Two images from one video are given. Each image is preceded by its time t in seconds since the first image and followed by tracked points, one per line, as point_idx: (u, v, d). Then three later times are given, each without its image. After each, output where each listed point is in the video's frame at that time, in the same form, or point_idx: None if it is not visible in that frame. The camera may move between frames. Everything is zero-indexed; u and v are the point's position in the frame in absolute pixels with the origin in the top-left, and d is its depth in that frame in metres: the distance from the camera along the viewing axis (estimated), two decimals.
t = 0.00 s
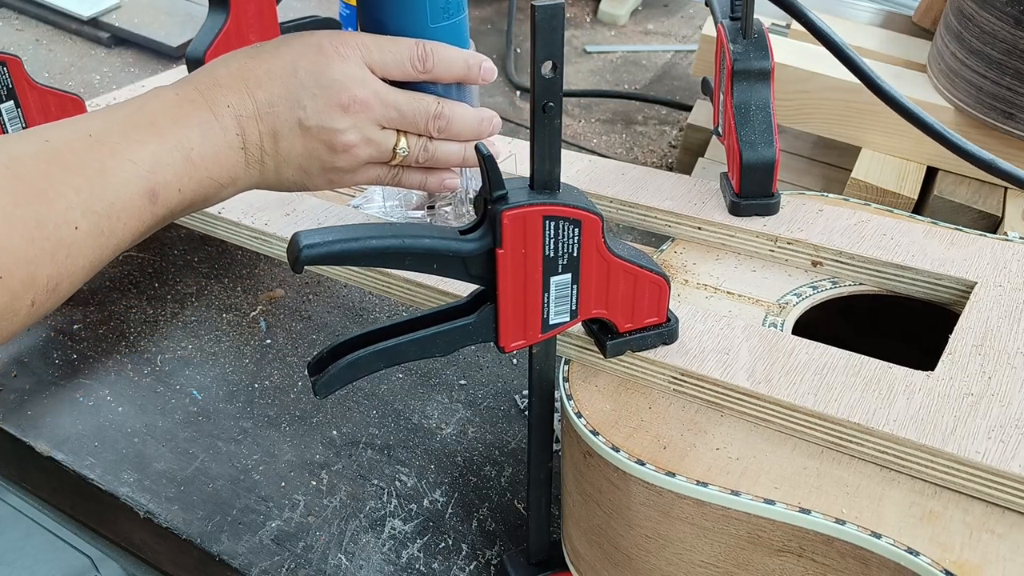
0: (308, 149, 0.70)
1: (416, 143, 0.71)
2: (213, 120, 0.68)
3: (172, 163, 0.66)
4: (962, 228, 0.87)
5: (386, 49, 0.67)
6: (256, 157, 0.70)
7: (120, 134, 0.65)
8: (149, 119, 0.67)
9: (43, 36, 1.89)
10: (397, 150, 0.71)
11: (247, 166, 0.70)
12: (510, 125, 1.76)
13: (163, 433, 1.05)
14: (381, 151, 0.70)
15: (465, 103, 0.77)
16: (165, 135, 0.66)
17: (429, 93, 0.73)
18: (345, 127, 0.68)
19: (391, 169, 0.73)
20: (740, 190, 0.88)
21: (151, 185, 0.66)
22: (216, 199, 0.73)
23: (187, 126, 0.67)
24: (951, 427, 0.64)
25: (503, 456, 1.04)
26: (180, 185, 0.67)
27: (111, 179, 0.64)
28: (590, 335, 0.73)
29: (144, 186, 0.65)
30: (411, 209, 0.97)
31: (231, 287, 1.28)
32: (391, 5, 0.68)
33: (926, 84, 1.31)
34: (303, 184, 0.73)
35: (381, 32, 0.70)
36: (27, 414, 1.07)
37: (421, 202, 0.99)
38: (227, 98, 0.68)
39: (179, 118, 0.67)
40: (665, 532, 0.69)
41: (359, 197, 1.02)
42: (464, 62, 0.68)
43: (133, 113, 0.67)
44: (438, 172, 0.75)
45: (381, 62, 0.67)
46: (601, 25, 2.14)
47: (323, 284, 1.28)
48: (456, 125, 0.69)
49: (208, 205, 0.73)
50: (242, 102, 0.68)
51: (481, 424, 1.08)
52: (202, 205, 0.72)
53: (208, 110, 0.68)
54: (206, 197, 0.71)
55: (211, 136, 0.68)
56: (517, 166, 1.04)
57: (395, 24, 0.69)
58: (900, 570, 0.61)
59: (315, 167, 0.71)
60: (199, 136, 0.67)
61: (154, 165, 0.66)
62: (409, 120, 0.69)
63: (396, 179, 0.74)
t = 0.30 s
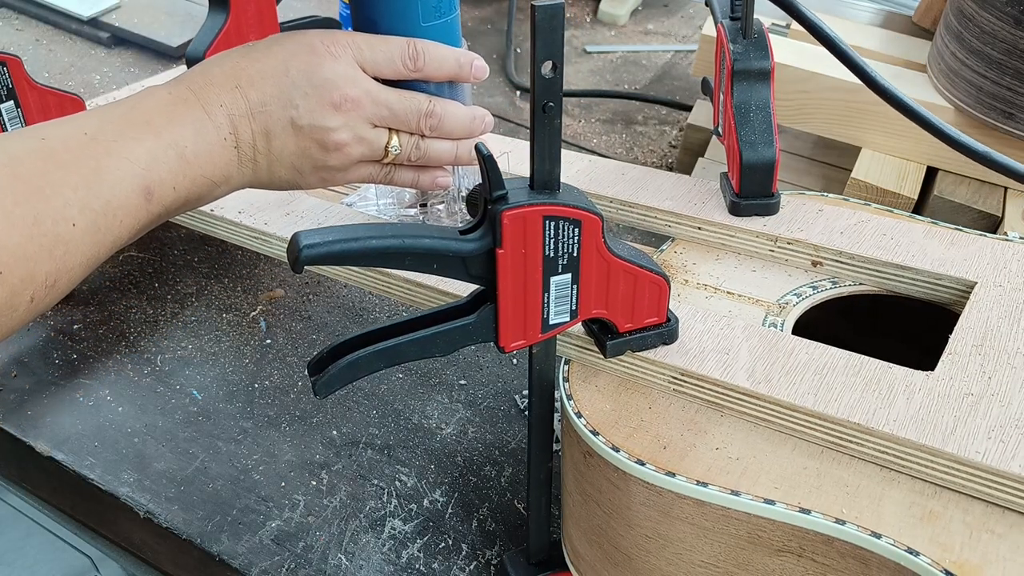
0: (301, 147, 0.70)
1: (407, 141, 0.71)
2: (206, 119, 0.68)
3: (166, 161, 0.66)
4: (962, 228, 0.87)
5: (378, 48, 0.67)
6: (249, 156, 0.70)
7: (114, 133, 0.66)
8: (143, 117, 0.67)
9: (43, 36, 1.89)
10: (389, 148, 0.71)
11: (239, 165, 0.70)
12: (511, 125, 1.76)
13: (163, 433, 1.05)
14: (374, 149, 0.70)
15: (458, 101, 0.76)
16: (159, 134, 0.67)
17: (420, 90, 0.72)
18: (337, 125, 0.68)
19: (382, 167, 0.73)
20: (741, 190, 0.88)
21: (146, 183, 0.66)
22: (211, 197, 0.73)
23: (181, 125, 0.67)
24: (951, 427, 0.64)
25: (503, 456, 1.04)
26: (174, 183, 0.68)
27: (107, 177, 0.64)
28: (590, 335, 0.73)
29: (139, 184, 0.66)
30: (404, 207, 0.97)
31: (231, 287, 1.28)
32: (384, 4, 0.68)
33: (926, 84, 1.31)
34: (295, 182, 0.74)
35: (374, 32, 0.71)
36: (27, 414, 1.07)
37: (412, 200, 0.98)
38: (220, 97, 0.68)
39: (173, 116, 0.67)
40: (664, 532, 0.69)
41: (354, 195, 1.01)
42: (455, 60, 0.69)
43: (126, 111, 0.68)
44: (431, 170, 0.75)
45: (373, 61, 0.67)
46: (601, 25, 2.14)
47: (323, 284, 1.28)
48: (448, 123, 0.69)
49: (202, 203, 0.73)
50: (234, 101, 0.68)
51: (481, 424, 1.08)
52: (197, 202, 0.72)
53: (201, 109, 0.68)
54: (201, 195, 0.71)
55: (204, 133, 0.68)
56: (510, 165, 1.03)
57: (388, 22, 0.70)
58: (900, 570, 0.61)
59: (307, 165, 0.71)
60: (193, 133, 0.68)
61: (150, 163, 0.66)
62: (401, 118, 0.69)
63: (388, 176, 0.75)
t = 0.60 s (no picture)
0: (294, 145, 0.70)
1: (400, 139, 0.72)
2: (200, 116, 0.68)
3: (161, 158, 0.67)
4: (962, 228, 0.87)
5: (370, 46, 0.67)
6: (242, 153, 0.71)
7: (108, 129, 0.66)
8: (138, 114, 0.67)
9: (43, 36, 1.89)
10: (382, 145, 0.72)
11: (233, 163, 0.71)
12: (511, 126, 1.76)
13: (163, 433, 1.05)
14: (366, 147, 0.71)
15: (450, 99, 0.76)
16: (153, 131, 0.67)
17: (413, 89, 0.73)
18: (329, 123, 0.69)
19: (375, 164, 0.74)
20: (740, 190, 0.88)
21: (143, 179, 0.66)
22: (206, 194, 0.73)
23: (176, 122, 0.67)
24: (951, 427, 0.65)
25: (503, 456, 1.04)
26: (170, 180, 0.68)
27: (104, 173, 0.64)
28: (590, 336, 0.73)
29: (136, 179, 0.66)
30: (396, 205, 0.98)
31: (231, 287, 1.28)
32: (376, 3, 0.68)
33: (926, 84, 1.30)
34: (288, 180, 0.74)
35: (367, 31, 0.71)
36: (27, 414, 1.07)
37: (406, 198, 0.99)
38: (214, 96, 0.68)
39: (168, 112, 0.67)
40: (664, 532, 0.69)
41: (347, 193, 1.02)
42: (447, 59, 0.69)
43: (120, 109, 0.67)
44: (423, 169, 0.76)
45: (364, 59, 0.68)
46: (601, 25, 2.14)
47: (323, 284, 1.29)
48: (440, 121, 0.70)
49: (196, 200, 0.74)
50: (228, 99, 0.68)
51: (482, 424, 1.08)
52: (192, 199, 0.72)
53: (194, 107, 0.68)
54: (197, 192, 0.71)
55: (198, 130, 0.68)
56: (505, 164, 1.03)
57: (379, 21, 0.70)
58: (900, 570, 0.61)
59: (300, 162, 0.72)
60: (187, 130, 0.68)
61: (145, 159, 0.66)
62: (393, 117, 0.69)
63: (381, 174, 0.76)
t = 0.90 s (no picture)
0: (286, 143, 0.71)
1: (392, 137, 0.73)
2: (193, 115, 0.68)
3: (156, 156, 0.66)
4: (962, 228, 0.87)
5: (361, 46, 0.68)
6: (235, 152, 0.71)
7: (103, 128, 0.65)
8: (132, 113, 0.67)
9: (43, 36, 1.89)
10: (374, 144, 0.73)
11: (226, 161, 0.71)
12: (511, 126, 1.76)
13: (163, 433, 1.05)
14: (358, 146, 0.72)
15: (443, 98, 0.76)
16: (148, 129, 0.67)
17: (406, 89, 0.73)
18: (322, 121, 0.69)
19: (367, 163, 0.75)
20: (740, 190, 0.88)
21: (139, 177, 0.66)
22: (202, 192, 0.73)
23: (170, 121, 0.68)
24: (951, 426, 0.65)
25: (503, 456, 1.04)
26: (165, 178, 0.68)
27: (101, 170, 0.64)
28: (590, 336, 0.73)
29: (132, 177, 0.65)
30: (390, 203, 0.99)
31: (231, 286, 1.28)
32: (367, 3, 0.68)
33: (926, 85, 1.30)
34: (279, 177, 0.75)
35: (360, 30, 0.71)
36: (27, 414, 1.07)
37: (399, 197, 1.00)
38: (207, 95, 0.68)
39: (161, 111, 0.67)
40: (664, 532, 0.69)
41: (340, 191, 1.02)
42: (438, 57, 0.69)
43: (115, 107, 0.67)
44: (415, 166, 0.77)
45: (356, 58, 0.68)
46: (601, 25, 2.14)
47: (323, 284, 1.29)
48: (433, 120, 0.71)
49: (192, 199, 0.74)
50: (220, 97, 0.68)
51: (482, 424, 1.08)
52: (187, 198, 0.72)
53: (187, 106, 0.68)
54: (192, 190, 0.71)
55: (192, 128, 0.68)
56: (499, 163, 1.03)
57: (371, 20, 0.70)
58: (900, 570, 0.61)
59: (293, 160, 0.73)
60: (181, 128, 0.68)
61: (141, 157, 0.66)
62: (385, 115, 0.70)
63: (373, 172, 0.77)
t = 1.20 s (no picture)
0: (281, 143, 0.71)
1: (386, 136, 0.73)
2: (189, 115, 0.68)
3: (154, 155, 0.67)
4: (962, 228, 0.87)
5: (355, 44, 0.69)
6: (231, 152, 0.71)
7: (100, 128, 0.66)
8: (129, 113, 0.67)
9: (43, 36, 1.89)
10: (368, 143, 0.73)
11: (221, 160, 0.71)
12: (511, 125, 1.76)
13: (163, 433, 1.05)
14: (353, 145, 0.72)
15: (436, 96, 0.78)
16: (145, 129, 0.67)
17: (399, 86, 0.74)
18: (317, 120, 0.69)
19: (362, 162, 0.75)
20: (740, 190, 0.88)
21: (138, 176, 0.66)
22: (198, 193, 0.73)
23: (167, 120, 0.67)
24: (951, 426, 0.65)
25: (503, 456, 1.04)
26: (164, 177, 0.68)
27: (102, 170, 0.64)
28: (590, 336, 0.73)
29: (131, 175, 0.66)
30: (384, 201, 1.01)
31: (231, 286, 1.28)
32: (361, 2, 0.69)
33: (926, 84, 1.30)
34: (276, 177, 0.75)
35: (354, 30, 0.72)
36: (27, 414, 1.07)
37: (392, 195, 1.02)
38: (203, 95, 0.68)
39: (156, 110, 0.67)
40: (664, 532, 0.69)
41: (334, 189, 1.03)
42: (432, 56, 0.70)
43: (111, 107, 0.67)
44: (409, 165, 0.77)
45: (350, 57, 0.69)
46: (601, 25, 2.14)
47: (323, 284, 1.29)
48: (426, 118, 0.72)
49: (188, 199, 0.74)
50: (216, 97, 0.68)
51: (482, 424, 1.08)
52: (183, 198, 0.72)
53: (183, 106, 0.68)
54: (189, 189, 0.71)
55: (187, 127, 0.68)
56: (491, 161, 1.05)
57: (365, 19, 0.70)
58: (900, 570, 0.61)
59: (289, 161, 0.73)
60: (177, 128, 0.68)
61: (139, 156, 0.66)
62: (380, 114, 0.71)
63: (367, 171, 0.77)
